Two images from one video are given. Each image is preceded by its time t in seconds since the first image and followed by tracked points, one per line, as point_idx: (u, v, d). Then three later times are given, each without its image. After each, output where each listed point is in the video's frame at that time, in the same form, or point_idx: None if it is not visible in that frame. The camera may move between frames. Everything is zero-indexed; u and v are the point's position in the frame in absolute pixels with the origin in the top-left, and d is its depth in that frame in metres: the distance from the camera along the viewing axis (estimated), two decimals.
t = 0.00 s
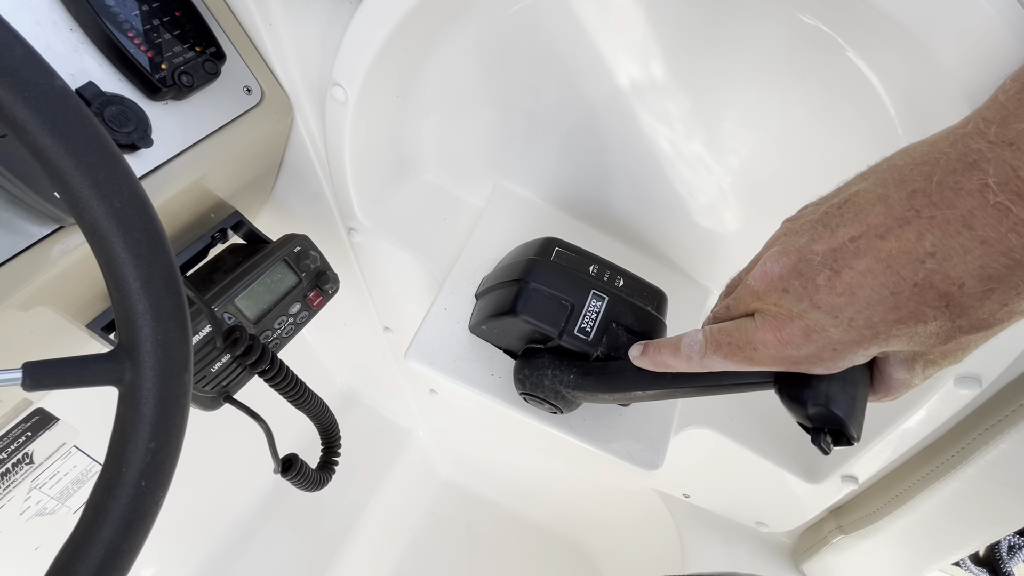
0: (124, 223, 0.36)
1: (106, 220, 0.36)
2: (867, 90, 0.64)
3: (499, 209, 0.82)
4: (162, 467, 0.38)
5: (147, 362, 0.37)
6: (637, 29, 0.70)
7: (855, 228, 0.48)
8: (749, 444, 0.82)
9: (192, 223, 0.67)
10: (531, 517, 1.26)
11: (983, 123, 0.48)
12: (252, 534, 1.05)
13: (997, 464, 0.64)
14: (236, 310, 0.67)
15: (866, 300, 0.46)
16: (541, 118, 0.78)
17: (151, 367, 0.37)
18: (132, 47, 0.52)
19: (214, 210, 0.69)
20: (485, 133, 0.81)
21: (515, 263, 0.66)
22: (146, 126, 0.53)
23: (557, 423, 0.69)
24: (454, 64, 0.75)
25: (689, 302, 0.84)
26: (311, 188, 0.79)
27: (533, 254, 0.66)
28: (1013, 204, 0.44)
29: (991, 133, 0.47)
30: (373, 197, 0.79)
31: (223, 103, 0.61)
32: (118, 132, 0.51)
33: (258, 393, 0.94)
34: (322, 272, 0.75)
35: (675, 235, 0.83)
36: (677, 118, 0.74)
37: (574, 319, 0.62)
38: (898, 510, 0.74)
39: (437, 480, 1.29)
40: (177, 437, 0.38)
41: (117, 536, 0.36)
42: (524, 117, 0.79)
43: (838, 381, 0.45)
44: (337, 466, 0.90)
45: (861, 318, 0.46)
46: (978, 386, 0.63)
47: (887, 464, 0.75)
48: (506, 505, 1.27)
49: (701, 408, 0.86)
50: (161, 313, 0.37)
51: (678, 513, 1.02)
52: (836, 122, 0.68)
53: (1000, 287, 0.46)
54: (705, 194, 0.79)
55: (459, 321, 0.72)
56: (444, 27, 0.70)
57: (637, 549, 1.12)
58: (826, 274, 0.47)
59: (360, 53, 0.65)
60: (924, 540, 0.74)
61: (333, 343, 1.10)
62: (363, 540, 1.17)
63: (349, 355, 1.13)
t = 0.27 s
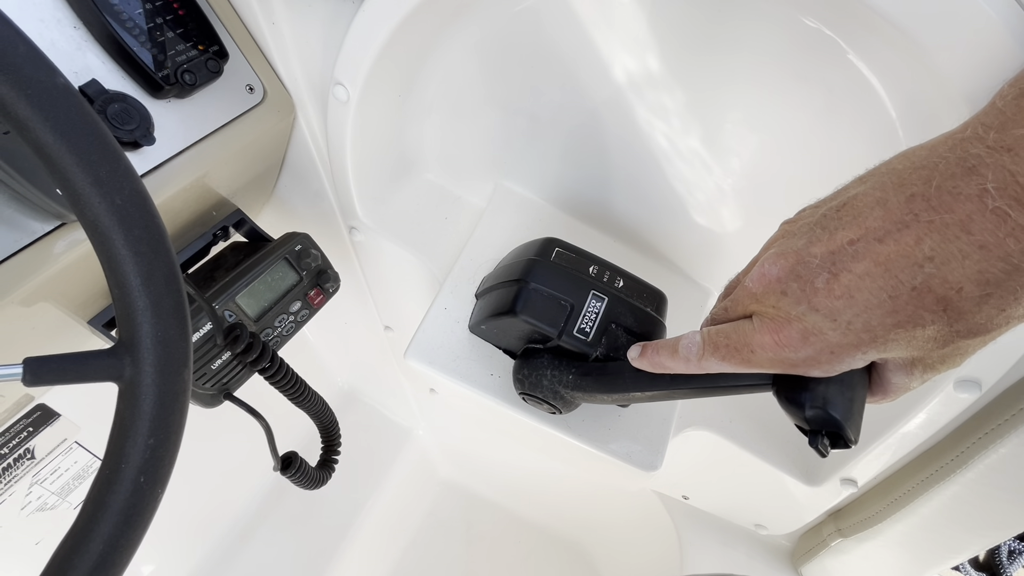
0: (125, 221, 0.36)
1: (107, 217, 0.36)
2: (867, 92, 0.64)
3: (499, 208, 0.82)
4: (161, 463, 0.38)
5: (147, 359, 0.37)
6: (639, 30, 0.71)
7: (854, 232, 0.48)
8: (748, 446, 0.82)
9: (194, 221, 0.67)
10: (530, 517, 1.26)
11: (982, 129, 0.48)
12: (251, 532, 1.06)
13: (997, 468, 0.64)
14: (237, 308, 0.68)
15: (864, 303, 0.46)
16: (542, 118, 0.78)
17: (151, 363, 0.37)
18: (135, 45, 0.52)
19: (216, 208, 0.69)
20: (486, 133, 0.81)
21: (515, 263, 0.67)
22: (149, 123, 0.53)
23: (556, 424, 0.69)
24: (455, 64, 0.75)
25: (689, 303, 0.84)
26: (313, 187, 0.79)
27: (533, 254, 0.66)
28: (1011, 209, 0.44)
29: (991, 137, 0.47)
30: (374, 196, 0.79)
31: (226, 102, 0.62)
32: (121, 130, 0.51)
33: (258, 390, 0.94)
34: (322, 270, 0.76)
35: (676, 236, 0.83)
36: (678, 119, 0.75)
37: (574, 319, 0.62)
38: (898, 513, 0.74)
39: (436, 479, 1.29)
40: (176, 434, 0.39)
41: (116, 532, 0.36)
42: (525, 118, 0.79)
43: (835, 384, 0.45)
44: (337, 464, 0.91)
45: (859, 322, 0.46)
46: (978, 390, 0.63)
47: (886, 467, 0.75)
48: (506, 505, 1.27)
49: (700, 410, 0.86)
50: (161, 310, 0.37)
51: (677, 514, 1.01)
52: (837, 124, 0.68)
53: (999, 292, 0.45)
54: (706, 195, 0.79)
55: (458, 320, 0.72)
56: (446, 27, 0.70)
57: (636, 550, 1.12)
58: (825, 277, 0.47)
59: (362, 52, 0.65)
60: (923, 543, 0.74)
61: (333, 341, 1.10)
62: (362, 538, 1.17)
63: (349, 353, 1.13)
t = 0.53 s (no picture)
0: (129, 215, 0.36)
1: (112, 211, 0.35)
2: (877, 91, 0.64)
3: (504, 207, 0.82)
4: (163, 460, 0.38)
5: (151, 355, 0.37)
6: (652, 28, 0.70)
7: (873, 241, 0.48)
8: (753, 449, 0.82)
9: (198, 217, 0.67)
10: (530, 518, 1.26)
11: (1004, 143, 0.48)
12: (251, 530, 1.06)
13: (1007, 475, 0.63)
14: (241, 305, 0.67)
15: (882, 315, 0.45)
16: (549, 117, 0.78)
17: (154, 360, 0.37)
18: (141, 40, 0.52)
19: (219, 204, 0.69)
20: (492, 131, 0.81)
21: (520, 262, 0.66)
22: (154, 118, 0.53)
23: (560, 425, 0.69)
24: (462, 63, 0.74)
25: (694, 305, 0.83)
26: (317, 184, 0.79)
27: (538, 253, 0.66)
28: None
29: (1012, 153, 0.47)
30: (379, 194, 0.79)
31: (231, 98, 0.61)
32: (126, 125, 0.51)
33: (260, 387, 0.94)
34: (326, 268, 0.75)
35: (681, 237, 0.82)
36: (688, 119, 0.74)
37: (578, 320, 0.61)
38: (904, 518, 0.73)
39: (437, 479, 1.29)
40: (179, 431, 0.38)
41: (117, 528, 0.36)
42: (532, 116, 0.78)
43: (845, 389, 0.45)
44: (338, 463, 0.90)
45: (875, 334, 0.45)
46: (988, 395, 0.63)
47: (892, 473, 0.75)
48: (507, 505, 1.27)
49: (704, 412, 0.86)
50: (165, 306, 0.37)
51: (679, 516, 1.01)
52: (849, 125, 0.67)
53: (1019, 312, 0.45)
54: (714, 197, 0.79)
55: (462, 319, 0.71)
56: (454, 24, 0.70)
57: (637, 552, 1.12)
58: (841, 287, 0.46)
59: (369, 50, 0.65)
60: (928, 549, 0.73)
61: (337, 339, 1.10)
62: (362, 537, 1.16)
63: (352, 352, 1.13)
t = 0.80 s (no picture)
0: (131, 212, 0.37)
1: (114, 208, 0.36)
2: (876, 95, 0.64)
3: (503, 207, 0.82)
4: (163, 454, 0.38)
5: (151, 350, 0.38)
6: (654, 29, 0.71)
7: (869, 245, 0.48)
8: (750, 450, 0.82)
9: (200, 215, 0.68)
10: (529, 518, 1.26)
11: (999, 152, 0.48)
12: (251, 526, 1.06)
13: (1001, 476, 0.64)
14: (242, 303, 0.68)
15: (876, 318, 0.46)
16: (549, 118, 0.78)
17: (155, 355, 0.38)
18: (145, 39, 0.53)
19: (222, 202, 0.69)
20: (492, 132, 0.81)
21: (519, 261, 0.67)
22: (157, 117, 0.54)
23: (556, 424, 0.69)
24: (462, 64, 0.75)
25: (692, 306, 0.83)
26: (319, 184, 0.80)
27: (536, 253, 0.66)
28: None
29: (1008, 162, 0.47)
30: (380, 193, 0.79)
31: (233, 97, 0.62)
32: (129, 123, 0.52)
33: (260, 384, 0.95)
34: (326, 266, 0.76)
35: (680, 238, 0.83)
36: (688, 120, 0.75)
37: (576, 320, 0.62)
38: (900, 520, 0.73)
39: (436, 478, 1.29)
40: (178, 425, 0.39)
41: (117, 521, 0.36)
42: (532, 117, 0.79)
43: (838, 390, 0.45)
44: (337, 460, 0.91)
45: (868, 336, 0.46)
46: (982, 397, 0.63)
47: (888, 474, 0.75)
48: (506, 504, 1.27)
49: (701, 412, 0.86)
50: (166, 302, 0.38)
51: (677, 517, 1.01)
52: (847, 126, 0.68)
53: (1010, 318, 0.46)
54: (714, 198, 0.79)
55: (461, 318, 0.72)
56: (454, 26, 0.70)
57: (634, 552, 1.12)
58: (836, 289, 0.47)
59: (369, 51, 0.66)
60: (926, 550, 0.74)
61: (337, 338, 1.11)
62: (362, 535, 1.17)
63: (353, 351, 1.14)
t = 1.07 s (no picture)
0: (122, 212, 0.37)
1: (105, 208, 0.36)
2: (873, 95, 0.64)
3: (501, 208, 0.82)
4: (154, 454, 0.38)
5: (142, 350, 0.38)
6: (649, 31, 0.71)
7: (861, 247, 0.48)
8: (747, 452, 0.82)
9: (198, 214, 0.68)
10: (528, 518, 1.26)
11: (990, 155, 0.48)
12: (250, 524, 1.06)
13: (999, 480, 0.64)
14: (238, 302, 0.68)
15: (868, 321, 0.45)
16: (547, 118, 0.78)
17: (146, 354, 0.38)
18: (141, 39, 0.53)
19: (221, 201, 0.70)
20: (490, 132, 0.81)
21: (515, 262, 0.67)
22: (152, 117, 0.54)
23: (553, 424, 0.69)
24: (460, 64, 0.75)
25: (690, 307, 0.83)
26: (317, 184, 0.80)
27: (532, 254, 0.66)
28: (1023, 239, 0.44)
29: (999, 166, 0.47)
30: (378, 193, 0.79)
31: (230, 97, 0.62)
32: (125, 122, 0.52)
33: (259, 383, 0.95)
34: (324, 266, 0.76)
35: (678, 239, 0.82)
36: (683, 122, 0.75)
37: (571, 321, 0.62)
38: (899, 523, 0.73)
39: (436, 477, 1.29)
40: (170, 425, 0.39)
41: (109, 520, 0.36)
42: (530, 117, 0.79)
43: (830, 394, 0.45)
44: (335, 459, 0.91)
45: (860, 339, 0.45)
46: (981, 401, 0.63)
47: (887, 477, 0.75)
48: (505, 504, 1.27)
49: (699, 414, 0.86)
50: (157, 301, 0.38)
51: (677, 519, 1.01)
52: (844, 128, 0.67)
53: (1002, 322, 0.45)
54: (713, 199, 0.79)
55: (457, 318, 0.72)
56: (451, 25, 0.70)
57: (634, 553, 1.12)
58: (828, 292, 0.46)
59: (364, 51, 0.66)
60: (926, 556, 0.73)
61: (336, 337, 1.11)
62: (361, 534, 1.17)
63: (351, 349, 1.14)
